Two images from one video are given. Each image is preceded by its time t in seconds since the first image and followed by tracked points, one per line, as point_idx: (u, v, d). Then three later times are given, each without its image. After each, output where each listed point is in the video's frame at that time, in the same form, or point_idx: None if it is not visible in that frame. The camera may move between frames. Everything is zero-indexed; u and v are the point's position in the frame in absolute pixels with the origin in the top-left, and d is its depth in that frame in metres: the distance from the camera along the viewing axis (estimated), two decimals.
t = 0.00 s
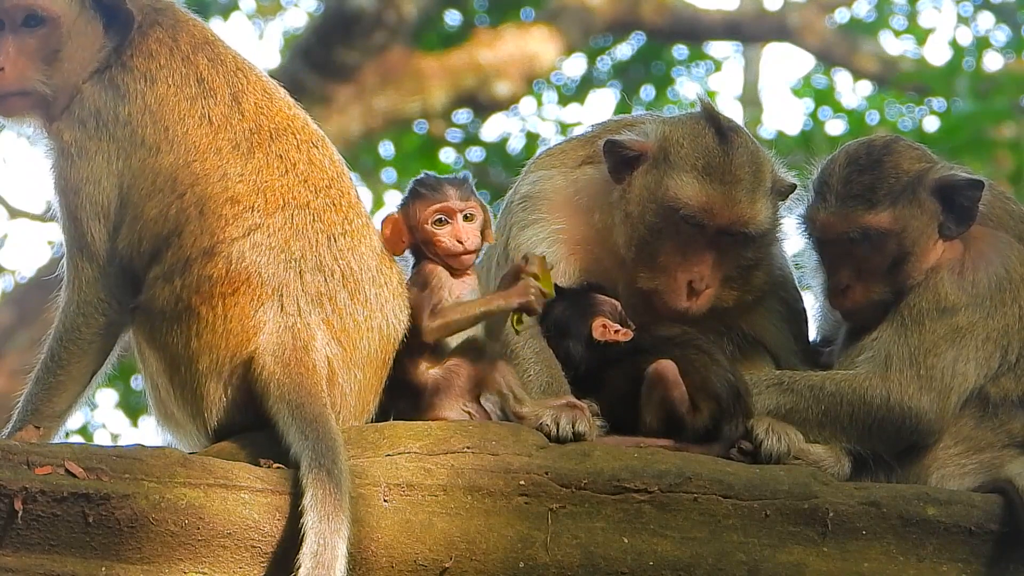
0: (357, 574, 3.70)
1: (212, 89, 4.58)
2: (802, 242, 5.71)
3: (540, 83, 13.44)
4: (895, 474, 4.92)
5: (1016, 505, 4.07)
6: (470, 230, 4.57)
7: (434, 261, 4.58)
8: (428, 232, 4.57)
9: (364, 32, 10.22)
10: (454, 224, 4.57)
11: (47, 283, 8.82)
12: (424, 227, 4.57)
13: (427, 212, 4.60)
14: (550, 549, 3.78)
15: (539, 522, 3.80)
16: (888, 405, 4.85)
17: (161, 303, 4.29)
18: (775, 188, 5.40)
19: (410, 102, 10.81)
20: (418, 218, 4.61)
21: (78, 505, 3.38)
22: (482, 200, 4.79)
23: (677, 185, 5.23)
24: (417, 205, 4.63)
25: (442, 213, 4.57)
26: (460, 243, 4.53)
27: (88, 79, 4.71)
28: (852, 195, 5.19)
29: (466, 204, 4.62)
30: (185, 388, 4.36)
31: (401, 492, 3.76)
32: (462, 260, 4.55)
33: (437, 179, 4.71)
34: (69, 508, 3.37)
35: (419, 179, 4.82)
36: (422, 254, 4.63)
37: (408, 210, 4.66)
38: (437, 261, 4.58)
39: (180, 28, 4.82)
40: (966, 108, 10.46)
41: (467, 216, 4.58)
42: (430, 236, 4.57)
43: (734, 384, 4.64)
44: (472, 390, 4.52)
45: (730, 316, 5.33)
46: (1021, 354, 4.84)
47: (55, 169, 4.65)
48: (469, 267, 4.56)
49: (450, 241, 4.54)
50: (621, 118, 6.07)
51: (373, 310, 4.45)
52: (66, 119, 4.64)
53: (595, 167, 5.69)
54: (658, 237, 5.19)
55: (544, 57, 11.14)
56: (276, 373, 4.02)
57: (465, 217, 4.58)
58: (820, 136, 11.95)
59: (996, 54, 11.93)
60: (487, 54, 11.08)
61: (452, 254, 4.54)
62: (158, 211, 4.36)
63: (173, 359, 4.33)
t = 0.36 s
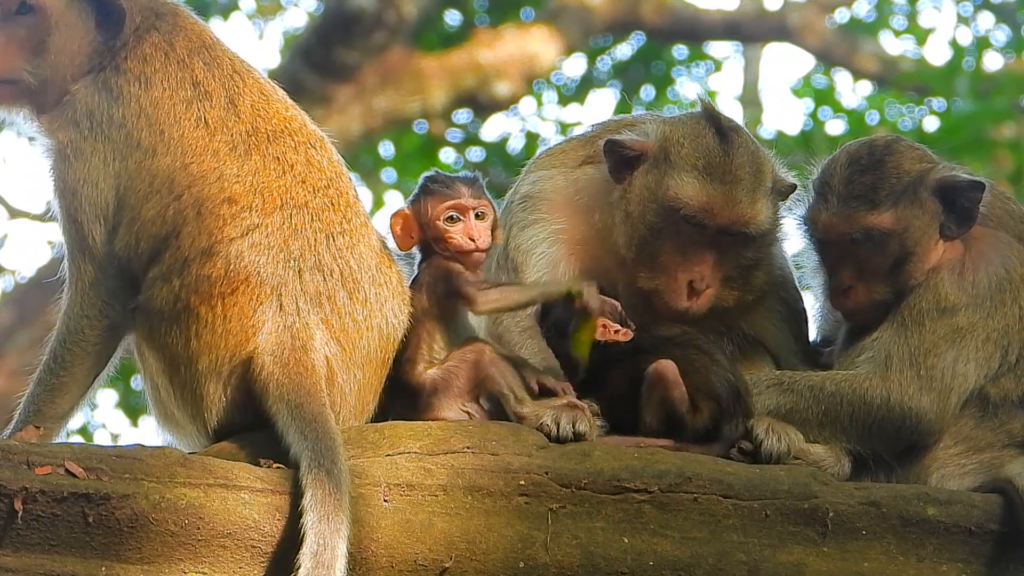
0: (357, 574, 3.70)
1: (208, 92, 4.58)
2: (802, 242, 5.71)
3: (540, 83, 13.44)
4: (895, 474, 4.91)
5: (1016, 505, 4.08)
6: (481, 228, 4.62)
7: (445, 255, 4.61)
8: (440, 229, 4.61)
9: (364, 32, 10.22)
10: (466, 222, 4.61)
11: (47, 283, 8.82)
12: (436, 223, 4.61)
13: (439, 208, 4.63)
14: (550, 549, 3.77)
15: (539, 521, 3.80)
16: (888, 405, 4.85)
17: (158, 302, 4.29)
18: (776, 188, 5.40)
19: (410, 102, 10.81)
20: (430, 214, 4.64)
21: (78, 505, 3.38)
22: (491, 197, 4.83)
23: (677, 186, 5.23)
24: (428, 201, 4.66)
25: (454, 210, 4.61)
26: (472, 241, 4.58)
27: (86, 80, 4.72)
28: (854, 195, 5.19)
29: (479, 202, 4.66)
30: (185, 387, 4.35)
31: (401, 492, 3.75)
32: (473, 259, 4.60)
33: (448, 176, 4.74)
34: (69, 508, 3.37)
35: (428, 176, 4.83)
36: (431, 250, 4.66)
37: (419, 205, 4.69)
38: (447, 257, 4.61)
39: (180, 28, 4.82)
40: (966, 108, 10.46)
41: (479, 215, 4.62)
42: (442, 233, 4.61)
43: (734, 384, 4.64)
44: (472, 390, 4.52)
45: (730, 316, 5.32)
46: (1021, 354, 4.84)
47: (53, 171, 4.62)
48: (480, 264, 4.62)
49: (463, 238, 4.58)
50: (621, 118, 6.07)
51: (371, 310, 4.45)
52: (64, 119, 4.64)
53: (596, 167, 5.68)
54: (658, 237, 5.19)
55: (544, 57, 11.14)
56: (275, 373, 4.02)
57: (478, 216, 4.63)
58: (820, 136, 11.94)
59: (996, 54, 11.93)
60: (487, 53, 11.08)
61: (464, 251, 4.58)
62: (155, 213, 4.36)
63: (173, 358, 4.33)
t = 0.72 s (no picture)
0: (358, 574, 3.70)
1: (206, 94, 4.57)
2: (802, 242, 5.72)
3: (540, 83, 13.43)
4: (895, 474, 4.92)
5: (1016, 505, 4.08)
6: (471, 243, 4.59)
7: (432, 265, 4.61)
8: (430, 240, 4.60)
9: (364, 32, 10.21)
10: (456, 236, 4.58)
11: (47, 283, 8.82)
12: (428, 235, 4.59)
13: (432, 219, 4.61)
14: (550, 549, 3.78)
15: (539, 521, 3.80)
16: (888, 405, 4.85)
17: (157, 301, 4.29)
18: (776, 189, 5.40)
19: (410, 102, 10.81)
20: (423, 223, 4.62)
21: (78, 505, 3.38)
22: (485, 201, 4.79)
23: (677, 185, 5.23)
24: (424, 209, 4.64)
25: (445, 222, 4.59)
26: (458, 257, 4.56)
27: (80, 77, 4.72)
28: (855, 195, 5.19)
29: (472, 214, 4.64)
30: (185, 387, 4.34)
31: (401, 492, 3.75)
32: (460, 274, 4.59)
33: (446, 183, 4.71)
34: (69, 508, 3.37)
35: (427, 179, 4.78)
36: (421, 258, 4.66)
37: (415, 212, 4.68)
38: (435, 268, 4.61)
39: (180, 27, 4.82)
40: (965, 108, 10.45)
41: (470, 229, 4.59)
42: (432, 244, 4.59)
43: (734, 384, 4.64)
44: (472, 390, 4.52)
45: (730, 316, 5.32)
46: (1021, 354, 4.84)
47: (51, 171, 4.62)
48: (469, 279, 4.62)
49: (451, 253, 4.56)
50: (621, 117, 6.07)
51: (372, 309, 4.44)
52: (63, 118, 4.64)
53: (596, 167, 5.68)
54: (658, 238, 5.19)
55: (544, 57, 11.14)
56: (275, 372, 4.02)
57: (468, 230, 4.60)
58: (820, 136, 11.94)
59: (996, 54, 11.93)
60: (487, 54, 11.08)
61: (450, 266, 4.56)
62: (154, 214, 4.36)
63: (173, 356, 4.32)
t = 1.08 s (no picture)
0: (357, 574, 3.70)
1: (201, 97, 4.55)
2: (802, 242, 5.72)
3: (540, 83, 13.43)
4: (895, 474, 4.91)
5: (1016, 505, 4.08)
6: (481, 249, 4.58)
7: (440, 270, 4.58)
8: (440, 245, 4.58)
9: (364, 32, 10.21)
10: (466, 242, 4.58)
11: (47, 283, 8.82)
12: (438, 239, 4.58)
13: (443, 223, 4.60)
14: (550, 549, 3.77)
15: (539, 521, 3.80)
16: (888, 405, 4.85)
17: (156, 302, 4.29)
18: (776, 189, 5.40)
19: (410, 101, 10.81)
20: (433, 227, 4.61)
21: (78, 505, 3.38)
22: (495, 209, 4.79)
23: (677, 185, 5.23)
24: (435, 214, 4.64)
25: (456, 227, 4.58)
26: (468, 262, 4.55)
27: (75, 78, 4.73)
28: (856, 195, 5.19)
29: (482, 220, 4.64)
30: (184, 387, 4.35)
31: (401, 492, 3.75)
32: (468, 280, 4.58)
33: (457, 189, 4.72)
34: (69, 508, 3.37)
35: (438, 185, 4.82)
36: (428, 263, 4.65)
37: (424, 216, 4.67)
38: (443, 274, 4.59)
39: (176, 26, 4.82)
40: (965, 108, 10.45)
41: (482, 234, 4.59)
42: (441, 249, 4.58)
43: (734, 384, 4.64)
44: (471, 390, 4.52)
45: (730, 316, 5.32)
46: (1021, 354, 4.84)
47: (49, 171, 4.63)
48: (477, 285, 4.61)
49: (461, 259, 4.55)
50: (621, 118, 6.07)
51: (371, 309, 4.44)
52: (63, 119, 4.64)
53: (595, 167, 5.68)
54: (658, 238, 5.19)
55: (544, 57, 11.14)
56: (275, 372, 4.02)
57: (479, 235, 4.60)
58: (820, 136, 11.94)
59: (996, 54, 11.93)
60: (487, 54, 11.08)
61: (460, 272, 4.55)
62: (152, 217, 4.34)
63: (172, 357, 4.33)
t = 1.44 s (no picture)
0: (357, 574, 3.69)
1: (200, 96, 4.54)
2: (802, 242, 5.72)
3: (540, 83, 13.42)
4: (895, 474, 4.91)
5: (1016, 505, 4.08)
6: (489, 248, 4.57)
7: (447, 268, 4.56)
8: (448, 243, 4.56)
9: (364, 32, 10.22)
10: (475, 240, 4.57)
11: (47, 283, 8.81)
12: (446, 237, 4.56)
13: (452, 220, 4.58)
14: (550, 549, 3.78)
15: (539, 521, 3.80)
16: (888, 405, 4.85)
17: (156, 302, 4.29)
18: (775, 188, 5.40)
19: (410, 102, 10.83)
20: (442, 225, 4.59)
21: (78, 505, 3.38)
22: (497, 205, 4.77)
23: (678, 186, 5.23)
24: (443, 212, 4.62)
25: (465, 227, 4.57)
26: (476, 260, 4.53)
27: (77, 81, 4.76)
28: (856, 195, 5.18)
29: (490, 219, 4.63)
30: (184, 387, 4.34)
31: (401, 492, 3.75)
32: (475, 278, 4.56)
33: (464, 189, 4.71)
34: (69, 508, 3.37)
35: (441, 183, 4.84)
36: (432, 261, 4.63)
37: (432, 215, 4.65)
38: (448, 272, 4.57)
39: (174, 24, 4.83)
40: (965, 108, 10.44)
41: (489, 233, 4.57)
42: (450, 248, 4.55)
43: (734, 384, 4.65)
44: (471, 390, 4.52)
45: (730, 316, 5.32)
46: (1021, 354, 4.84)
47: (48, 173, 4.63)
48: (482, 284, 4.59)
49: (469, 258, 4.53)
50: (621, 117, 6.07)
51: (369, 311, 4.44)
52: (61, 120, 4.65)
53: (595, 167, 5.69)
54: (658, 238, 5.19)
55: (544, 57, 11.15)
56: (275, 374, 4.02)
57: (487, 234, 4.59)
58: (820, 136, 11.94)
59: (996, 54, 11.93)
60: (487, 54, 11.08)
61: (468, 270, 4.53)
62: (150, 218, 4.35)
63: (172, 357, 4.32)
